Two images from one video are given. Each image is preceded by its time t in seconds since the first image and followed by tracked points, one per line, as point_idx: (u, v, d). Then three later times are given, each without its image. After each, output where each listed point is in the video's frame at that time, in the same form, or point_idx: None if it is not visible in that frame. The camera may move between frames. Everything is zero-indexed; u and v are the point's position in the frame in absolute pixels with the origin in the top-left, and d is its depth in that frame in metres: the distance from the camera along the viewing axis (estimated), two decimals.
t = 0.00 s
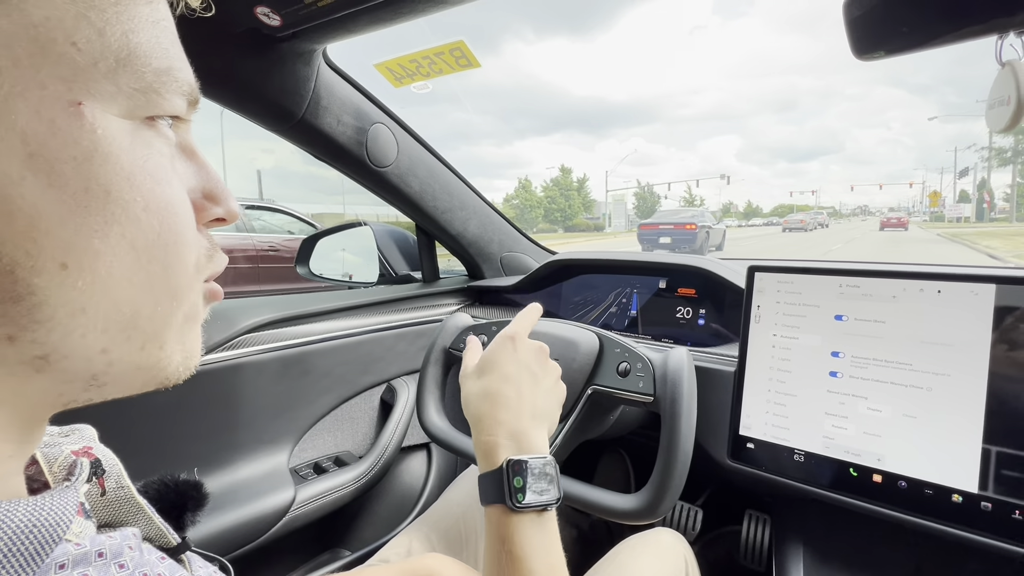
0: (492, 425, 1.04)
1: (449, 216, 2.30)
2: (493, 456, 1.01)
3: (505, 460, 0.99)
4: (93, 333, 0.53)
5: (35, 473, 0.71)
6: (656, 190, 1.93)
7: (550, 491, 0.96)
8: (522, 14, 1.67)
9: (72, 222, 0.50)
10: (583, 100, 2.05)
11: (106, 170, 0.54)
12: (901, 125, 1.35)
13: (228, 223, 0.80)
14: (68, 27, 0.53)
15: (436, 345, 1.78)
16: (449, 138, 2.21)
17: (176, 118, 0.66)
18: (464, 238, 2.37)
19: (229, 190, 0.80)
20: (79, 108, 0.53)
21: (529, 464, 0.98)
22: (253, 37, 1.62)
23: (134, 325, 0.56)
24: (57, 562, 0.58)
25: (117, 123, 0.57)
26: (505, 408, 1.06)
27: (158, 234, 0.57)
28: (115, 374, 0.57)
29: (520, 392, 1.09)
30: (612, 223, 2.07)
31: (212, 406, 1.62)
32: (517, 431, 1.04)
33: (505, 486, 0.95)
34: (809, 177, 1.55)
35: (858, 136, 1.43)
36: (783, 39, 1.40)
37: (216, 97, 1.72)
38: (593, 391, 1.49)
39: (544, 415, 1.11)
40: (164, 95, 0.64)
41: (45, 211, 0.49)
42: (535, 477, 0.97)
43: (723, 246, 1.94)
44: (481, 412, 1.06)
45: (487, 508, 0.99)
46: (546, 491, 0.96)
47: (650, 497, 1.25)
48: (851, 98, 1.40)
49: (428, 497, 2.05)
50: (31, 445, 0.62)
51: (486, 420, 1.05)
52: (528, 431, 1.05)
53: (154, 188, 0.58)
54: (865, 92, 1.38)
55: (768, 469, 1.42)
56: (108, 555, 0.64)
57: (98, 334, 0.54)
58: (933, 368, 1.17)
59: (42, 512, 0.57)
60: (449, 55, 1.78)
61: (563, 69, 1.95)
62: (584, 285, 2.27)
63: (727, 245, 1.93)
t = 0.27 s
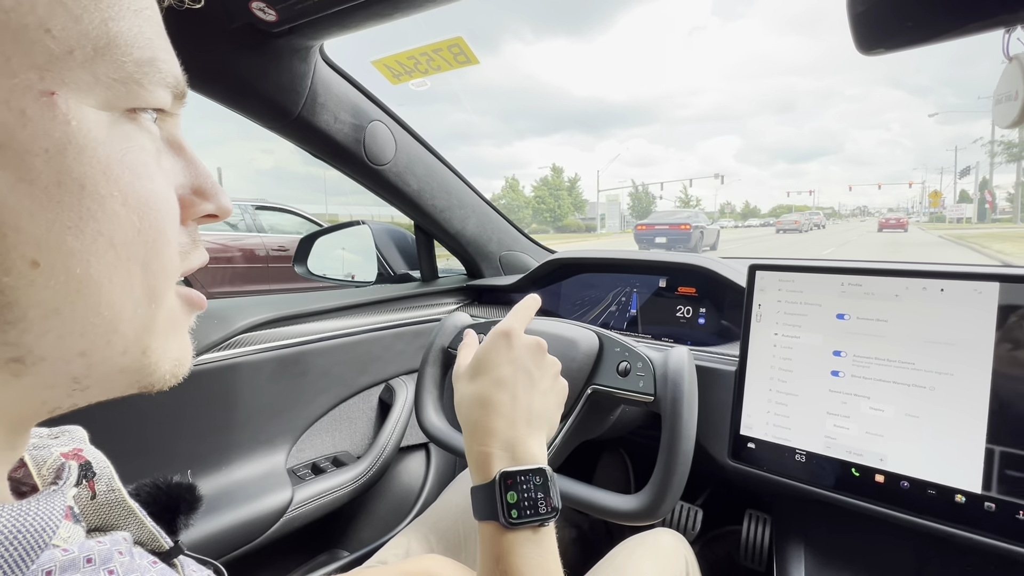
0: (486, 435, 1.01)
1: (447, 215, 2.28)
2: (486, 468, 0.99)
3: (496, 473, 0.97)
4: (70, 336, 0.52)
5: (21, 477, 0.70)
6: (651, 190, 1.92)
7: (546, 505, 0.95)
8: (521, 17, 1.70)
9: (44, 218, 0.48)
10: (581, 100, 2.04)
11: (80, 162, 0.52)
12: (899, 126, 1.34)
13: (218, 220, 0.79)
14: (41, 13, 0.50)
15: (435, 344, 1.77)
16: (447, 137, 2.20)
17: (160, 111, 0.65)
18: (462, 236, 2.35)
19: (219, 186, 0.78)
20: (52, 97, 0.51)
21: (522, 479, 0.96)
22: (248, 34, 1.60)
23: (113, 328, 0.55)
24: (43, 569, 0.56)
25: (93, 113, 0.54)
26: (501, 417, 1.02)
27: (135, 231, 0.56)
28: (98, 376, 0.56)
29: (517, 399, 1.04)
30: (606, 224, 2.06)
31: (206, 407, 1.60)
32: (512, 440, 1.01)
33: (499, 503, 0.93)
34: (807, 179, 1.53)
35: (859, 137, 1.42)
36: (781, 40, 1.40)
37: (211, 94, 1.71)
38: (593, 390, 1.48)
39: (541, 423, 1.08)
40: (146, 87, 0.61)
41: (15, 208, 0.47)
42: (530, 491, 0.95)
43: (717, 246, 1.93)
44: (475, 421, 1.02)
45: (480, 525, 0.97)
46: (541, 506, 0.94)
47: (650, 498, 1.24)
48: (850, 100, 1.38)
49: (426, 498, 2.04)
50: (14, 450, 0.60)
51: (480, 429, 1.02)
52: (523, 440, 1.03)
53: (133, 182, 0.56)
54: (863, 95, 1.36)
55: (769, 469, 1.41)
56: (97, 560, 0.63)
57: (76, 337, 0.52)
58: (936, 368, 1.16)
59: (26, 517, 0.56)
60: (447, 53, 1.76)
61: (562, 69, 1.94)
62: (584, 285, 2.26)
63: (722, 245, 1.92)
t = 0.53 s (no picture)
0: (472, 434, 0.98)
1: (446, 216, 2.29)
2: (475, 465, 0.98)
3: (484, 474, 0.97)
4: (66, 337, 0.52)
5: (28, 472, 0.72)
6: (645, 191, 1.90)
7: (536, 506, 0.95)
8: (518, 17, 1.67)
9: (31, 214, 0.48)
10: (581, 101, 2.08)
11: (64, 157, 0.51)
12: (899, 126, 1.35)
13: (214, 211, 0.79)
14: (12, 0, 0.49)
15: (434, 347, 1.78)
16: (448, 138, 2.18)
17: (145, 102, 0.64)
18: (462, 238, 2.35)
19: (216, 175, 0.79)
20: (31, 90, 0.50)
21: (511, 481, 0.95)
22: (247, 36, 1.61)
23: (111, 327, 0.55)
24: (48, 560, 0.58)
25: (77, 105, 0.54)
26: (485, 414, 0.98)
27: (127, 227, 0.55)
28: (102, 375, 0.57)
29: (502, 391, 0.98)
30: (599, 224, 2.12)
31: (203, 407, 1.60)
32: (499, 437, 0.99)
33: (488, 506, 0.93)
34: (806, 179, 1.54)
35: (857, 139, 1.44)
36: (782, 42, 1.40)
37: (209, 95, 1.70)
38: (591, 392, 1.48)
39: (534, 411, 1.03)
40: (128, 75, 0.61)
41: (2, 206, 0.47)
42: (518, 493, 0.95)
43: (711, 246, 1.92)
44: (460, 417, 0.99)
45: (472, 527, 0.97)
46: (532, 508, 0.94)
47: (647, 498, 1.24)
48: (850, 100, 1.40)
49: (426, 498, 2.04)
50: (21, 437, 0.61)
51: (466, 426, 0.99)
52: (511, 435, 0.99)
53: (121, 174, 0.55)
54: (862, 95, 1.37)
55: (765, 470, 1.42)
56: (103, 553, 0.64)
57: (74, 338, 0.52)
58: (931, 370, 1.17)
59: (28, 511, 0.57)
60: (446, 55, 1.77)
61: (561, 70, 1.97)
62: (581, 286, 2.26)
63: (715, 246, 1.91)
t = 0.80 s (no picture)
0: (478, 434, 0.97)
1: (444, 217, 2.28)
2: (481, 463, 0.98)
3: (486, 472, 0.96)
4: (53, 332, 0.51)
5: (16, 476, 0.70)
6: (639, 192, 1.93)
7: (538, 504, 0.95)
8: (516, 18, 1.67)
9: (17, 213, 0.48)
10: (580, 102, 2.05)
11: (54, 157, 0.51)
12: (897, 129, 1.33)
13: (208, 215, 0.79)
14: None
15: (431, 347, 1.77)
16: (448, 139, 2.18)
17: (140, 107, 0.63)
18: (460, 238, 2.35)
19: (211, 180, 0.79)
20: (21, 88, 0.50)
21: (514, 478, 0.95)
22: (245, 37, 1.61)
23: (101, 322, 0.54)
24: (30, 569, 0.55)
25: (70, 105, 0.54)
26: (491, 412, 0.97)
27: (120, 223, 0.54)
28: (89, 373, 0.55)
29: (508, 391, 0.97)
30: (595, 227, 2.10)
31: (199, 407, 1.60)
32: (506, 436, 0.98)
33: (489, 502, 0.94)
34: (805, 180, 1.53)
35: (854, 140, 1.42)
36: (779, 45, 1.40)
37: (207, 95, 1.71)
38: (589, 392, 1.48)
39: (541, 401, 1.02)
40: (122, 75, 0.60)
41: None
42: (520, 491, 0.94)
43: (706, 247, 1.92)
44: (466, 416, 0.98)
45: (477, 523, 0.98)
46: (534, 505, 0.94)
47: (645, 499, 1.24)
48: (847, 102, 1.38)
49: (423, 499, 2.03)
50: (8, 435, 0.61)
51: (472, 426, 0.98)
52: (517, 435, 0.98)
53: (114, 175, 0.55)
54: (858, 97, 1.35)
55: (763, 471, 1.42)
56: (89, 560, 0.61)
57: (60, 335, 0.51)
58: (929, 370, 1.17)
59: (10, 518, 0.57)
60: (443, 55, 1.77)
61: (561, 71, 1.97)
62: (580, 287, 2.25)
63: (710, 247, 1.91)
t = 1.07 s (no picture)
0: (489, 424, 1.02)
1: (444, 218, 2.28)
2: (489, 455, 1.00)
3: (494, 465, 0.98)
4: (46, 336, 0.50)
5: (14, 478, 0.70)
6: (635, 193, 1.92)
7: (546, 499, 0.94)
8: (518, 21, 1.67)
9: (9, 210, 0.46)
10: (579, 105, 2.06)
11: (49, 152, 0.49)
12: (897, 132, 1.34)
13: (209, 213, 0.80)
14: None
15: (430, 349, 1.77)
16: (448, 141, 2.20)
17: (141, 109, 0.63)
18: (459, 240, 2.35)
19: (212, 178, 0.79)
20: (15, 84, 0.49)
21: (522, 472, 0.96)
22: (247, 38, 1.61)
23: (95, 326, 0.53)
24: (28, 572, 0.55)
25: (67, 103, 0.53)
26: (503, 403, 1.02)
27: (113, 224, 0.53)
28: (82, 374, 0.55)
29: (521, 382, 1.04)
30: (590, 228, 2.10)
31: (196, 408, 1.59)
32: (515, 428, 1.02)
33: (497, 494, 0.94)
34: (805, 182, 1.56)
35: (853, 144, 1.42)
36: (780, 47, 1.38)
37: (207, 96, 1.71)
38: (588, 395, 1.47)
39: (549, 399, 1.07)
40: (119, 75, 0.60)
41: None
42: (529, 485, 0.95)
43: (702, 250, 1.91)
44: (480, 408, 1.03)
45: (482, 518, 0.97)
46: (541, 500, 0.94)
47: (644, 501, 1.24)
48: (847, 105, 1.39)
49: (422, 501, 2.03)
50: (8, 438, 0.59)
51: (484, 416, 1.03)
52: (527, 426, 1.03)
53: (109, 173, 0.54)
54: (857, 101, 1.37)
55: (763, 474, 1.41)
56: (86, 563, 0.61)
57: (53, 336, 0.51)
58: (929, 374, 1.17)
59: (9, 520, 0.57)
60: (444, 57, 1.78)
61: (560, 74, 2.00)
62: (580, 289, 2.24)
63: (706, 249, 1.90)
